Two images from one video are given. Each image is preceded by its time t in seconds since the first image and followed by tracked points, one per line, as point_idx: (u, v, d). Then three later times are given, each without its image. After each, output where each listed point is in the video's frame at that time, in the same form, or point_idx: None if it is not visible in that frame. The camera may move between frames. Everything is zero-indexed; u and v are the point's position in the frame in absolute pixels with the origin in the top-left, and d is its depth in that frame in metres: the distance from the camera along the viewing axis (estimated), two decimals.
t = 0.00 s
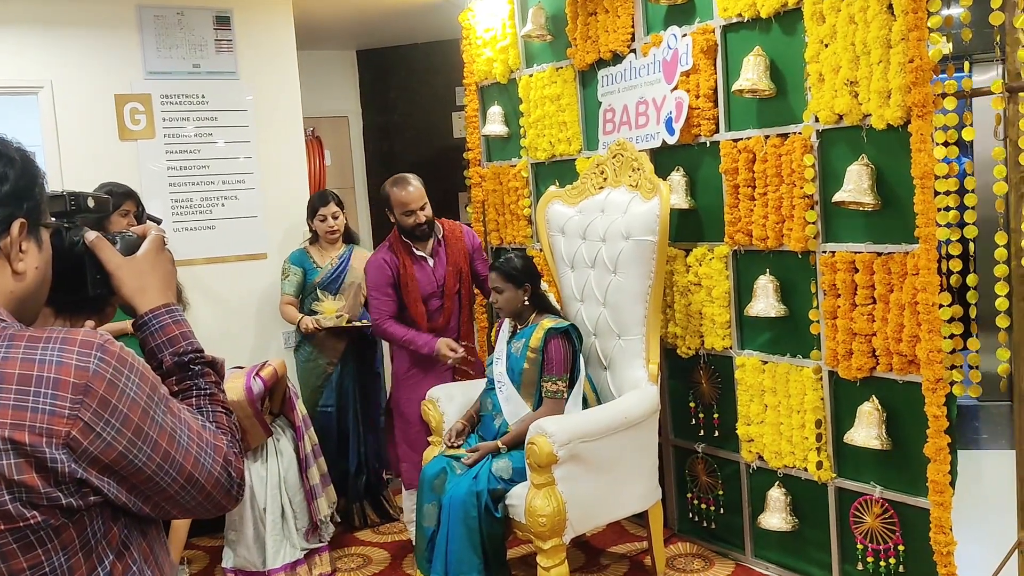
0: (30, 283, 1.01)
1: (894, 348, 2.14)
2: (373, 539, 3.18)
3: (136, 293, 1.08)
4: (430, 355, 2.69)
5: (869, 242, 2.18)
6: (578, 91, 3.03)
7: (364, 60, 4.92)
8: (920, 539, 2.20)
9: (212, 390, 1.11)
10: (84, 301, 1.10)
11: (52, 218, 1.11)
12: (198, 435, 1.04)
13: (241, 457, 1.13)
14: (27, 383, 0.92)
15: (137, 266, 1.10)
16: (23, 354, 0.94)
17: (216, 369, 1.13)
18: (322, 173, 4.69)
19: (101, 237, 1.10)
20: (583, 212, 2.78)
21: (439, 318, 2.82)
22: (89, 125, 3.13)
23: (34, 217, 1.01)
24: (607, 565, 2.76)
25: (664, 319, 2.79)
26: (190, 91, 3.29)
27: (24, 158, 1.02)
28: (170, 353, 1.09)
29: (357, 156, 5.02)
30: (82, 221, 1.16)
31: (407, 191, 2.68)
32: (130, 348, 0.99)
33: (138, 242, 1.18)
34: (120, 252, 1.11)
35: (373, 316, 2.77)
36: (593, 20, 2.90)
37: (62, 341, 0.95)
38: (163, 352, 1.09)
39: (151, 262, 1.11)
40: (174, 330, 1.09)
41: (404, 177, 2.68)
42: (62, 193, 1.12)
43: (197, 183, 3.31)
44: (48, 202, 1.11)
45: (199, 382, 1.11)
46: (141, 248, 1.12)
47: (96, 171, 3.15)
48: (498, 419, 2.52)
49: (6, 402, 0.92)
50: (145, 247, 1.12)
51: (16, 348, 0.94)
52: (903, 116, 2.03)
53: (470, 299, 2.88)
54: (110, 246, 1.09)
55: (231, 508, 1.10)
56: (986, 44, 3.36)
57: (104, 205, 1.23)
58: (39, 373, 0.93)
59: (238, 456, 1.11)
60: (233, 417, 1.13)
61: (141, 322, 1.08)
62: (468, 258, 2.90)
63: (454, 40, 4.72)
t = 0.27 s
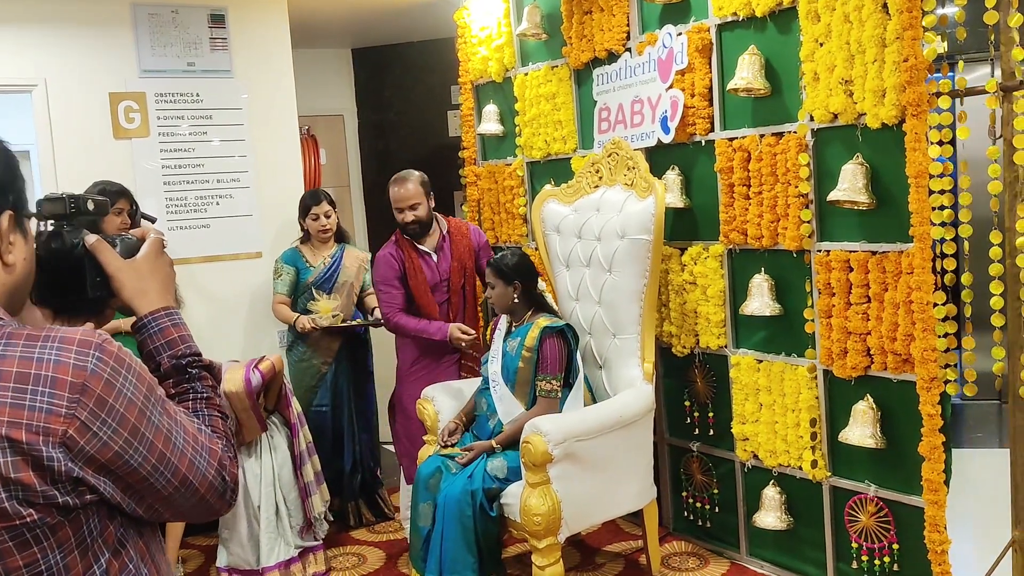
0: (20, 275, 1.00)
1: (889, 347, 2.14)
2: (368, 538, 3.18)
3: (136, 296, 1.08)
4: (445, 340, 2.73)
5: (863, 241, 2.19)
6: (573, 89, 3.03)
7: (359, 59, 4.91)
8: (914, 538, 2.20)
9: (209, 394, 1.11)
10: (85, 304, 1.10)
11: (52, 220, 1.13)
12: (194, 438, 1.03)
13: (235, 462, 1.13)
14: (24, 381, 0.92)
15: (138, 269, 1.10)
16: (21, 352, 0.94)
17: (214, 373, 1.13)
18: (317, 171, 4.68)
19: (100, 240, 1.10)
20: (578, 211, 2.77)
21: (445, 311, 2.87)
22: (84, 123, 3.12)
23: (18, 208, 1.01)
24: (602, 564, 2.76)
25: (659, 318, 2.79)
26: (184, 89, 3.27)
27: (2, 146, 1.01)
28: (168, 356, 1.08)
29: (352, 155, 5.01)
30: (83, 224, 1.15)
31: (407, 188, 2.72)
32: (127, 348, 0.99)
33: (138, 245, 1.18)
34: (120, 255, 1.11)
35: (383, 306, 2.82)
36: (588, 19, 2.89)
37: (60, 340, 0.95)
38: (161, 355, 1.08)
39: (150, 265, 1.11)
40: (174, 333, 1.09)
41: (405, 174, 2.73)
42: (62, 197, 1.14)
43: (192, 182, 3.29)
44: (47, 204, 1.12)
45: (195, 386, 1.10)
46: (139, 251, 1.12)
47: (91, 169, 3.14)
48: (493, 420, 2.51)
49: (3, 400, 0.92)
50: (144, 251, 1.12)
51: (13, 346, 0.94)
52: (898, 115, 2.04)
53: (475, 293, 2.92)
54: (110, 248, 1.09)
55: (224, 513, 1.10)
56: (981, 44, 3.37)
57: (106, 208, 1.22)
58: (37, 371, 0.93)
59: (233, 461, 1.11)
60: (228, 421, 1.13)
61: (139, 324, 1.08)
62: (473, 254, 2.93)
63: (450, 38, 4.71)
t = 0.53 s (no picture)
0: None
1: (878, 344, 2.15)
2: (358, 536, 3.17)
3: (127, 304, 1.10)
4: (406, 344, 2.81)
5: (853, 238, 2.19)
6: (564, 87, 3.03)
7: (349, 56, 4.89)
8: (903, 534, 2.21)
9: (195, 406, 1.14)
10: (75, 309, 1.12)
11: (44, 226, 1.14)
12: (180, 445, 1.05)
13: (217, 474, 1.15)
14: (17, 376, 0.94)
15: (130, 277, 1.11)
16: (14, 348, 0.95)
17: (201, 384, 1.15)
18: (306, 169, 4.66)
19: (93, 248, 1.11)
20: (568, 208, 2.77)
21: (437, 305, 2.87)
22: (72, 120, 3.09)
23: None
24: (592, 561, 2.76)
25: (650, 316, 2.79)
26: (173, 86, 3.25)
27: None
28: (157, 364, 1.11)
29: (342, 152, 4.99)
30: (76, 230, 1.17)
31: (403, 181, 2.79)
32: (120, 349, 1.01)
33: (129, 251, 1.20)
34: (112, 262, 1.12)
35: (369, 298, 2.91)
36: (579, 16, 2.89)
37: (53, 337, 0.97)
38: (150, 363, 1.10)
39: (142, 273, 1.13)
40: (164, 342, 1.11)
41: (404, 168, 2.80)
42: (55, 203, 1.15)
43: (181, 179, 3.27)
44: (39, 210, 1.14)
45: (182, 396, 1.13)
46: (132, 260, 1.14)
47: (79, 166, 3.11)
48: (484, 417, 2.51)
49: None
50: (136, 258, 1.14)
51: (7, 340, 0.96)
52: (887, 113, 2.04)
53: (473, 292, 2.88)
54: (103, 256, 1.11)
55: (203, 525, 1.11)
56: (970, 43, 3.39)
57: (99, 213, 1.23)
58: (29, 367, 0.95)
59: (215, 473, 1.13)
60: (212, 434, 1.16)
61: (132, 332, 1.10)
62: (473, 251, 2.92)
63: (440, 35, 4.70)
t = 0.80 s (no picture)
0: None
1: (862, 341, 2.15)
2: (343, 534, 3.15)
3: (107, 307, 1.11)
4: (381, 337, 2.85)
5: (837, 234, 2.19)
6: (549, 83, 3.02)
7: (334, 51, 4.85)
8: (886, 530, 2.22)
9: (172, 408, 1.16)
10: (51, 311, 1.10)
11: (21, 226, 1.14)
12: (156, 447, 1.08)
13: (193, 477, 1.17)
14: None
15: (109, 278, 1.12)
16: None
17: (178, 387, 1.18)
18: (291, 165, 4.62)
19: (73, 249, 1.10)
20: (554, 205, 2.76)
21: (422, 300, 2.86)
22: (53, 116, 3.05)
23: None
24: (577, 558, 2.75)
25: (635, 313, 2.78)
26: (156, 81, 3.22)
27: None
28: (135, 365, 1.13)
29: (327, 149, 4.95)
30: (54, 229, 1.17)
31: (390, 176, 2.77)
32: (97, 349, 1.03)
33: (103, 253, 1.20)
34: (90, 263, 1.12)
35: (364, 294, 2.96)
36: (564, 12, 2.88)
37: (28, 335, 1.00)
38: (128, 364, 1.12)
39: (122, 274, 1.14)
40: (143, 344, 1.13)
41: (392, 163, 2.78)
42: (32, 202, 1.16)
43: (164, 175, 3.24)
44: (17, 210, 1.14)
45: (160, 399, 1.15)
46: (111, 260, 1.14)
47: (60, 162, 3.07)
48: (470, 413, 2.51)
49: None
50: (115, 259, 1.14)
51: None
52: (871, 109, 2.04)
53: (457, 288, 2.89)
54: (82, 256, 1.10)
55: (177, 528, 1.14)
56: (953, 41, 3.40)
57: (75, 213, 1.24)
58: (5, 366, 0.97)
59: (191, 476, 1.16)
60: (188, 438, 1.18)
61: (110, 333, 1.12)
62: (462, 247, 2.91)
63: (426, 32, 4.68)
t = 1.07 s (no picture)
0: None
1: (840, 337, 2.16)
2: (323, 532, 3.13)
3: (74, 306, 1.10)
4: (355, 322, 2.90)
5: (816, 232, 2.20)
6: (530, 79, 3.01)
7: (314, 47, 4.81)
8: (865, 525, 2.23)
9: (142, 410, 1.14)
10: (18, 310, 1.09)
11: None
12: (124, 448, 1.06)
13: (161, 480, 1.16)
14: None
15: (78, 278, 1.11)
16: None
17: (147, 389, 1.16)
18: (271, 161, 4.58)
19: (42, 248, 1.10)
20: (535, 202, 2.75)
21: (394, 293, 2.90)
22: (28, 110, 3.00)
23: None
24: (558, 555, 2.75)
25: (616, 309, 2.78)
26: (133, 76, 3.17)
27: None
28: (104, 366, 1.11)
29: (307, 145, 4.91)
30: (24, 228, 1.19)
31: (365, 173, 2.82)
32: (65, 346, 1.02)
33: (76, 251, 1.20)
34: (60, 261, 1.11)
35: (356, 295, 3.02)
36: (545, 8, 2.87)
37: None
38: (97, 365, 1.10)
39: (92, 273, 1.13)
40: (111, 345, 1.12)
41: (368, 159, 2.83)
42: (3, 200, 1.17)
43: (141, 171, 3.19)
44: None
45: (129, 401, 1.13)
46: (82, 258, 1.13)
47: (35, 157, 3.02)
48: (450, 409, 2.49)
49: None
50: (85, 258, 1.13)
51: None
52: (851, 107, 2.05)
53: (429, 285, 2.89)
54: (50, 255, 1.09)
55: (144, 531, 1.13)
56: (932, 40, 3.43)
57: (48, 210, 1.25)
58: None
59: (160, 479, 1.14)
60: (157, 441, 1.16)
61: (79, 334, 1.10)
62: (439, 243, 2.89)
63: (407, 28, 4.65)
